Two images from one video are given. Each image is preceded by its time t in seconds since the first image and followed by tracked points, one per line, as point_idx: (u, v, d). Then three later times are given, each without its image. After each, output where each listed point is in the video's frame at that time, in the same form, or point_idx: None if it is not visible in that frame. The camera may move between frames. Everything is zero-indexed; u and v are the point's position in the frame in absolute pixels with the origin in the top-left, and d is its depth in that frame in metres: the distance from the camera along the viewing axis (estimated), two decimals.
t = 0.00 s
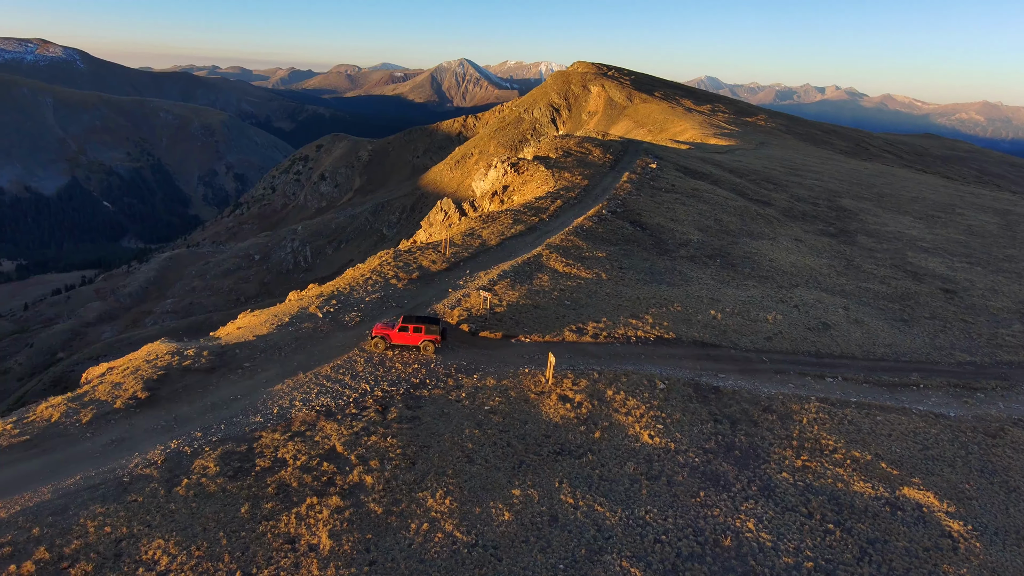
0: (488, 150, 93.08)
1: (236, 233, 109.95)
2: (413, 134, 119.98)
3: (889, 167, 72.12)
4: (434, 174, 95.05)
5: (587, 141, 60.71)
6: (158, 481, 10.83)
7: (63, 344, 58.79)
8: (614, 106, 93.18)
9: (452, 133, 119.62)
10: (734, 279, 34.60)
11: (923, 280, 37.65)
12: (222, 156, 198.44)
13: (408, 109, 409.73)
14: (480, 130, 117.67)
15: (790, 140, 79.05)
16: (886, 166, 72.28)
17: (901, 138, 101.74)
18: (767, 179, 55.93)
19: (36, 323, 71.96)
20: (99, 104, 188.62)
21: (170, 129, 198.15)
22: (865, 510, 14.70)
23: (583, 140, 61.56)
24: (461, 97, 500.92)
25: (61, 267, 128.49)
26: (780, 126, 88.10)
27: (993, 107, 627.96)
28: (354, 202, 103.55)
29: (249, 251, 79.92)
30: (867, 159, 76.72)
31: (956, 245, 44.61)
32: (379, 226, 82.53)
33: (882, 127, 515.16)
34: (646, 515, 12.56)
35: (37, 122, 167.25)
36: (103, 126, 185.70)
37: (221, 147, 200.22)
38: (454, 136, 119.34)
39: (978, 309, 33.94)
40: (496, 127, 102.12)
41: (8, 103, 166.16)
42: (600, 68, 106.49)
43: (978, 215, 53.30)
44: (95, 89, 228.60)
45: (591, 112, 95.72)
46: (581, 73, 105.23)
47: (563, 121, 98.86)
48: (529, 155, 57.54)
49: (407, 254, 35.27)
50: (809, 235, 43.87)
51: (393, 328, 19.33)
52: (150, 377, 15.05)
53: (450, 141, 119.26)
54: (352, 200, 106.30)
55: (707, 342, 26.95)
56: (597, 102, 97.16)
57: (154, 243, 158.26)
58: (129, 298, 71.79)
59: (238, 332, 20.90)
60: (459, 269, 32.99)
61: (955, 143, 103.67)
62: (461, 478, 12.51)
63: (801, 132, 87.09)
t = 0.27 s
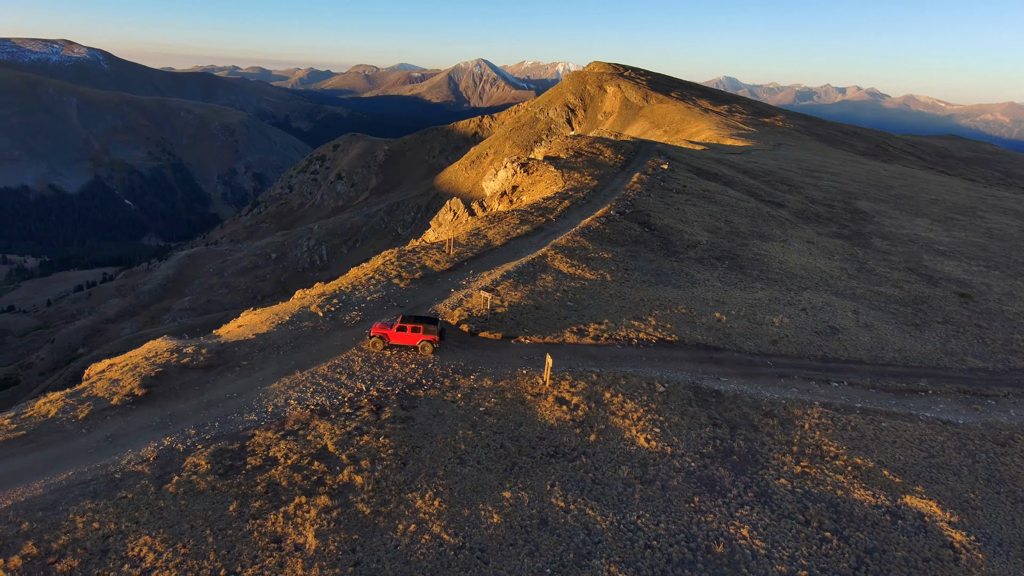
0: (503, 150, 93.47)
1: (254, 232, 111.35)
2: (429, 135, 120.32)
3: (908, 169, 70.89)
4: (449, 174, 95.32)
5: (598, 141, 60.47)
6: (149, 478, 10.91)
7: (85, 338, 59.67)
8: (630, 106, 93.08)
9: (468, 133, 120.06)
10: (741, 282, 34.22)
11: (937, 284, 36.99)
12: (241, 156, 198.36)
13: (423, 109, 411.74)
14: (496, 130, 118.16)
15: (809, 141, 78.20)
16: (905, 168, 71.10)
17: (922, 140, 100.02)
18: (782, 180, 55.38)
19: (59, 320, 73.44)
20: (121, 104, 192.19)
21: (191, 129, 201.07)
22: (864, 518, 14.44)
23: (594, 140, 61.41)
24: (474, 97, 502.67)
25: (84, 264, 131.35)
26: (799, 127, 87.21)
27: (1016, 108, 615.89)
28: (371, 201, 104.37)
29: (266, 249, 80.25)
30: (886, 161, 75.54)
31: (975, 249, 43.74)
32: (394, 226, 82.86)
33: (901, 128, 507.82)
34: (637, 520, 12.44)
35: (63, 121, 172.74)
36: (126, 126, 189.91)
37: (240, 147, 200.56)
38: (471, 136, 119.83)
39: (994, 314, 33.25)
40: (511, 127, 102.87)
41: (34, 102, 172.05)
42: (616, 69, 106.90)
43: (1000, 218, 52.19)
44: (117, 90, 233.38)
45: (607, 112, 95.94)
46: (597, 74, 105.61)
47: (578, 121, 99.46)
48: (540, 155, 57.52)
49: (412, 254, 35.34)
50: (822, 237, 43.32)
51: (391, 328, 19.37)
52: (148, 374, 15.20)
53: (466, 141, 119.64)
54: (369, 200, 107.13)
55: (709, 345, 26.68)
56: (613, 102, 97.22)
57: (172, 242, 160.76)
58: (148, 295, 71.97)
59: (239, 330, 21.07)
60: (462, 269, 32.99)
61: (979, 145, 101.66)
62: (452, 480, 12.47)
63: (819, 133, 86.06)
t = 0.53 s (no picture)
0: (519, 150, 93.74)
1: (272, 231, 112.54)
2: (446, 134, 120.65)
3: (928, 170, 69.53)
4: (465, 174, 95.60)
5: (611, 141, 60.17)
6: (140, 474, 11.01)
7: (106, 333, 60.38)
8: (647, 107, 92.83)
9: (484, 133, 120.23)
10: (748, 284, 33.82)
11: (953, 288, 36.30)
12: (261, 155, 201.74)
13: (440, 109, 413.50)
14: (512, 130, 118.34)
15: (828, 142, 77.23)
16: (927, 170, 69.76)
17: (946, 141, 98.02)
18: (798, 182, 54.74)
19: (82, 315, 74.73)
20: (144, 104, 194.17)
21: (212, 129, 203.25)
22: (863, 527, 14.16)
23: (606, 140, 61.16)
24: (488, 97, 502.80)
25: (106, 261, 133.55)
26: (818, 128, 86.13)
27: None
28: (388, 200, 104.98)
29: (283, 248, 80.78)
30: (908, 162, 74.20)
31: (996, 253, 42.80)
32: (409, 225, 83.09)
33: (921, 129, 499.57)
34: (629, 525, 12.30)
35: (86, 121, 176.02)
36: (149, 126, 192.47)
37: (260, 147, 203.38)
38: (487, 136, 120.03)
39: (1011, 319, 32.48)
40: (527, 127, 103.14)
41: (59, 103, 176.17)
42: (633, 69, 106.73)
43: None
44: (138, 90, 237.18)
45: (623, 112, 95.86)
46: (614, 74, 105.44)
47: (595, 121, 99.59)
48: (551, 155, 57.43)
49: (416, 253, 35.42)
50: (836, 239, 42.71)
51: (390, 327, 19.41)
52: (146, 371, 15.36)
53: (482, 141, 119.80)
54: (385, 199, 107.77)
55: (712, 347, 26.41)
56: (630, 103, 97.00)
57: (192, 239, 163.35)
58: (167, 293, 72.34)
59: (240, 328, 21.24)
60: (466, 269, 32.99)
61: (1006, 146, 99.43)
62: (442, 481, 12.43)
63: (840, 134, 84.86)
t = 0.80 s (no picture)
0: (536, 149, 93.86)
1: (291, 229, 113.68)
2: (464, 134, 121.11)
3: (951, 171, 68.04)
4: (482, 174, 95.76)
5: (624, 141, 59.79)
6: (133, 470, 11.14)
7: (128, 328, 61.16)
8: (665, 107, 92.59)
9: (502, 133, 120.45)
10: (757, 286, 33.39)
11: (971, 292, 35.55)
12: (282, 156, 205.06)
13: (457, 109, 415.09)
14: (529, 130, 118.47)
15: (850, 142, 76.11)
16: (951, 171, 68.27)
17: (972, 142, 95.78)
18: (815, 183, 54.05)
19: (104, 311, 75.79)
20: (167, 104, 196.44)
21: (233, 129, 205.31)
22: (862, 535, 13.89)
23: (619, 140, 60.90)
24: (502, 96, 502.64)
25: (129, 259, 135.88)
26: (840, 128, 84.90)
27: None
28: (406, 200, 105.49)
29: (302, 247, 81.22)
30: (931, 164, 72.74)
31: (1019, 257, 41.75)
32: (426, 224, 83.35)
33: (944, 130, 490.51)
34: (620, 529, 12.17)
35: (110, 121, 176.53)
36: (172, 126, 194.23)
37: (280, 147, 207.29)
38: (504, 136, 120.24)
39: None
40: (544, 127, 103.28)
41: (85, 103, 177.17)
42: (652, 69, 106.44)
43: None
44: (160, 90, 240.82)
45: (641, 113, 95.71)
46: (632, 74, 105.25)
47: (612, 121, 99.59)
48: (564, 155, 57.32)
49: (421, 253, 35.49)
50: (852, 241, 42.05)
51: (389, 326, 19.46)
52: (145, 368, 15.57)
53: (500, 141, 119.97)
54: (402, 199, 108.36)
55: (717, 350, 26.11)
56: (647, 103, 96.75)
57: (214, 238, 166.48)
58: (188, 291, 72.99)
59: (243, 325, 21.45)
60: (470, 269, 32.96)
61: None
62: (433, 481, 12.41)
63: (862, 135, 83.54)
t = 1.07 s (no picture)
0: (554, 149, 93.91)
1: (310, 229, 114.78)
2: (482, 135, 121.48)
3: (975, 173, 66.51)
4: (499, 174, 95.93)
5: (637, 142, 59.44)
6: (125, 464, 11.28)
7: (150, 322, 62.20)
8: (683, 107, 92.18)
9: (519, 134, 120.59)
10: (765, 288, 32.98)
11: (990, 296, 34.75)
12: (301, 154, 206.04)
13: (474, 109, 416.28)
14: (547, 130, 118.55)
15: (871, 143, 74.91)
16: (975, 173, 66.74)
17: (999, 143, 93.43)
18: (833, 184, 53.32)
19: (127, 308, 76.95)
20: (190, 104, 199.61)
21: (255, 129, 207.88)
22: (860, 543, 13.63)
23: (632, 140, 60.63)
24: (516, 96, 502.56)
25: (152, 256, 138.32)
26: (861, 129, 83.61)
27: None
28: (424, 199, 105.97)
29: (320, 246, 81.89)
30: (954, 165, 71.20)
31: None
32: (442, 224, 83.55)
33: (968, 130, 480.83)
34: (610, 532, 12.05)
35: (135, 121, 180.78)
36: (194, 126, 197.11)
37: (301, 146, 207.79)
38: (522, 137, 120.33)
39: None
40: (561, 127, 103.44)
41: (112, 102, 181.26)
42: (670, 69, 105.93)
43: None
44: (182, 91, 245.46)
45: (660, 113, 95.38)
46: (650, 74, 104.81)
47: (630, 121, 99.42)
48: (576, 155, 57.16)
49: (426, 252, 35.55)
50: (866, 244, 41.38)
51: (388, 325, 19.52)
52: (145, 363, 15.79)
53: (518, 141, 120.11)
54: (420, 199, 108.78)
55: (721, 352, 25.86)
56: (666, 103, 96.35)
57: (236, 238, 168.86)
58: (209, 288, 73.72)
59: (245, 323, 21.65)
60: (474, 268, 32.94)
61: None
62: (422, 481, 12.40)
63: (884, 136, 82.15)
